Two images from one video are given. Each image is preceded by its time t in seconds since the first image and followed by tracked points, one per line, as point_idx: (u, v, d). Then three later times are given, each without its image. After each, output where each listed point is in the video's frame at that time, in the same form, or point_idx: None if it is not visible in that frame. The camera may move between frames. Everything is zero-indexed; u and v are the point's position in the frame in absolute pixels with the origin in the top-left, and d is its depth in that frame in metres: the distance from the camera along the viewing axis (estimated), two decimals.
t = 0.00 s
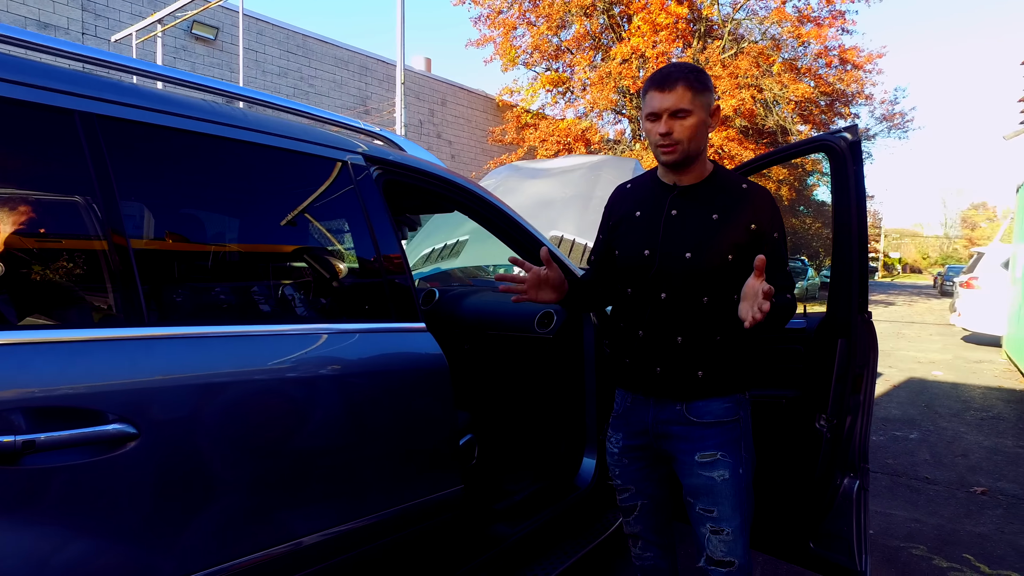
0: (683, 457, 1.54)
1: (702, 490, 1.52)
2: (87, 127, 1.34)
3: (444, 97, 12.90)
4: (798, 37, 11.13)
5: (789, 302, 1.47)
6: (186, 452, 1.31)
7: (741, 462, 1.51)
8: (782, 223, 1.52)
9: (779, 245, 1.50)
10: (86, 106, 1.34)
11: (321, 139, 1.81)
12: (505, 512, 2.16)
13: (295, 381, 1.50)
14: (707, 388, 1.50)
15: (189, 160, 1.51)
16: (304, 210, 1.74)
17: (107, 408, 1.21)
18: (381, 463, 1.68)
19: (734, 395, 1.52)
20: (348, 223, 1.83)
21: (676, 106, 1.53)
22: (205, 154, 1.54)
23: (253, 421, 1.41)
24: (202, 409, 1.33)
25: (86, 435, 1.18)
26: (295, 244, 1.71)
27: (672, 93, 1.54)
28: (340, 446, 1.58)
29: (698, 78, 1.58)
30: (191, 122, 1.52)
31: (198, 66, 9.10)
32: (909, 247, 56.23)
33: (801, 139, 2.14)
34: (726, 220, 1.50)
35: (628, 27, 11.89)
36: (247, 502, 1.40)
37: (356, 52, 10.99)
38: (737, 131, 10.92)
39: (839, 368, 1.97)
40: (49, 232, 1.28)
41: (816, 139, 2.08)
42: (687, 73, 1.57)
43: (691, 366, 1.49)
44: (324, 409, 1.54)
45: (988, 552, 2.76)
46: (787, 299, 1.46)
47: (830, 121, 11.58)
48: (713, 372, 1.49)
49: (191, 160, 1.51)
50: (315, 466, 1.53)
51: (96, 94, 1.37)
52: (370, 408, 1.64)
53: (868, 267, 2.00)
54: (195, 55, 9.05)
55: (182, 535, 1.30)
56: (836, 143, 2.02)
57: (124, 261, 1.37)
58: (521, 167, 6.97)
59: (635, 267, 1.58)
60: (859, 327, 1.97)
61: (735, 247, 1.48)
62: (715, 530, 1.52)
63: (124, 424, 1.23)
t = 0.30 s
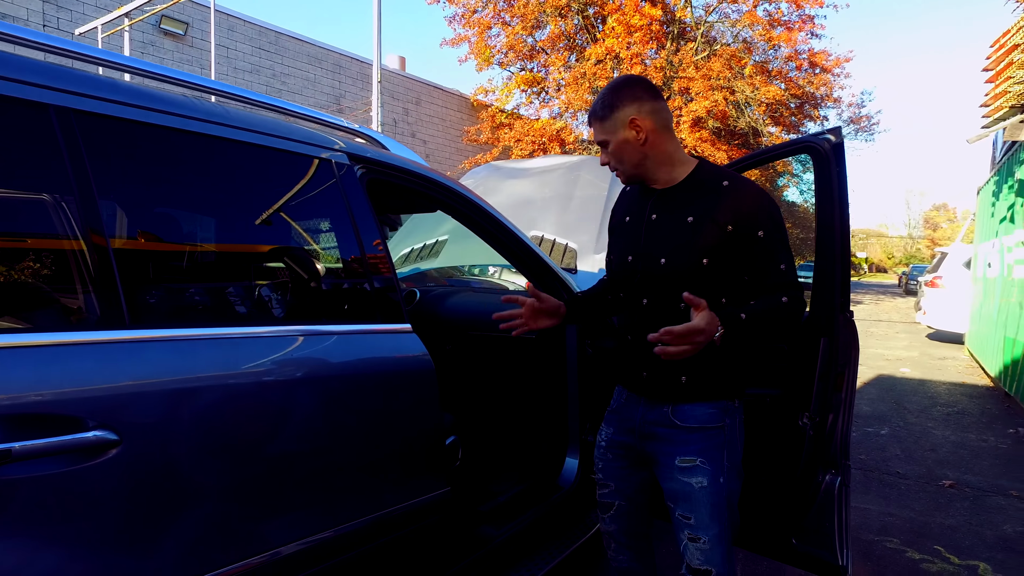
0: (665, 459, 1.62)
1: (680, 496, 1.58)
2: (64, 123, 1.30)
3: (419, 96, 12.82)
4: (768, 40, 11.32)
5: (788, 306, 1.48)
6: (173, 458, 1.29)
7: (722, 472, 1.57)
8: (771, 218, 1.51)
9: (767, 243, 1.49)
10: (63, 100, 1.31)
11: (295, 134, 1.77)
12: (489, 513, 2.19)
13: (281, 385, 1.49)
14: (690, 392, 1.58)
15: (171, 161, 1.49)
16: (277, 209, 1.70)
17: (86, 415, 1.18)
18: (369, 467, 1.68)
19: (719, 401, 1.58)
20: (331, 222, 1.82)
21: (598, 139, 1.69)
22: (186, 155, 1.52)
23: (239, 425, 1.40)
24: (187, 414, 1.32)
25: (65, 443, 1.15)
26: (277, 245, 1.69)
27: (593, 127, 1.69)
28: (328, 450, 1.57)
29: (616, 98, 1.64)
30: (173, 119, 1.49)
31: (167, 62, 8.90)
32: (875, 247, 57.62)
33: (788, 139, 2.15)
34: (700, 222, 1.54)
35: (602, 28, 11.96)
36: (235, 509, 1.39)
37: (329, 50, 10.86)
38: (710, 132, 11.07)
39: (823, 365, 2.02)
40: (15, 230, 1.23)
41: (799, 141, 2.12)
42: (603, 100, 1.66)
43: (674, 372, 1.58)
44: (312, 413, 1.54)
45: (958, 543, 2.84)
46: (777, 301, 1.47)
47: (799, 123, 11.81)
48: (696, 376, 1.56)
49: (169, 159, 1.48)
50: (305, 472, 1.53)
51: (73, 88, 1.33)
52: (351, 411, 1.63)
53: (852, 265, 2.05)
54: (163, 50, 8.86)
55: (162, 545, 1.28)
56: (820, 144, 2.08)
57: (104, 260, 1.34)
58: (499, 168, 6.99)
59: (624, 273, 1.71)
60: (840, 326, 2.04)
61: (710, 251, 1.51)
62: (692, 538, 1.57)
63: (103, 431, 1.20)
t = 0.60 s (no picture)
0: (642, 455, 1.76)
1: (655, 492, 1.72)
2: (34, 114, 1.26)
3: (394, 95, 12.73)
4: (742, 42, 11.48)
5: (711, 301, 1.54)
6: (148, 461, 1.25)
7: (693, 471, 1.69)
8: (696, 209, 1.61)
9: (690, 232, 1.59)
10: (33, 89, 1.27)
11: (272, 128, 1.74)
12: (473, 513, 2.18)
13: (260, 385, 1.46)
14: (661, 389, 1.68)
15: (145, 156, 1.45)
16: (254, 206, 1.66)
17: (59, 418, 1.14)
18: (353, 468, 1.66)
19: (694, 402, 1.69)
20: (311, 219, 1.79)
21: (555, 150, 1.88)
22: (161, 150, 1.48)
23: (217, 428, 1.36)
24: (164, 416, 1.28)
25: (37, 447, 1.11)
26: (256, 243, 1.66)
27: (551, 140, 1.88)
28: (309, 452, 1.55)
29: (562, 112, 1.80)
30: (146, 112, 1.46)
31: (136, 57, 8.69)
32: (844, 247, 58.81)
33: (775, 137, 2.20)
34: (638, 222, 1.70)
35: (578, 29, 12.02)
36: (215, 513, 1.36)
37: (304, 47, 10.72)
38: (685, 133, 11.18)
39: (805, 361, 2.08)
40: None
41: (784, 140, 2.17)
42: (554, 114, 1.83)
43: (647, 370, 1.68)
44: (291, 413, 1.51)
45: (932, 535, 2.90)
46: (700, 297, 1.55)
47: (772, 125, 11.99)
48: (665, 374, 1.66)
49: (144, 155, 1.44)
50: (287, 474, 1.50)
51: (44, 78, 1.29)
52: (332, 411, 1.60)
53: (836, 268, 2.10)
54: (132, 45, 8.64)
55: (138, 552, 1.24)
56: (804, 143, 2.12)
57: (78, 258, 1.30)
58: (478, 166, 6.84)
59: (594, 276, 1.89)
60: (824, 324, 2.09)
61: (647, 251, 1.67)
62: (666, 534, 1.70)
63: (76, 435, 1.16)
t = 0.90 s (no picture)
0: (597, 450, 1.81)
1: (609, 483, 1.77)
2: (4, 104, 1.20)
3: (379, 94, 12.65)
4: (727, 43, 11.56)
5: (635, 297, 1.68)
6: (126, 468, 1.21)
7: (645, 459, 1.76)
8: (618, 209, 1.70)
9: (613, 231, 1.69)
10: (4, 76, 1.21)
11: (258, 121, 1.69)
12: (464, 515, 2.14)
13: (244, 388, 1.41)
14: (607, 382, 1.76)
15: (124, 151, 1.40)
16: (238, 203, 1.61)
17: (30, 426, 1.09)
18: (340, 473, 1.62)
19: (639, 391, 1.78)
20: (296, 217, 1.74)
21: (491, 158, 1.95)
22: (139, 145, 1.42)
23: (198, 432, 1.32)
24: (143, 422, 1.23)
25: (6, 457, 1.06)
26: (240, 242, 1.61)
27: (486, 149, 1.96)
28: (296, 457, 1.50)
29: (499, 122, 1.88)
30: (124, 103, 1.40)
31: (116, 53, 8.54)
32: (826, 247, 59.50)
33: (771, 135, 2.21)
34: (568, 221, 1.76)
35: (564, 29, 12.03)
36: (198, 520, 1.32)
37: (288, 45, 10.61)
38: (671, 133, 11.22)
39: (806, 363, 2.05)
40: None
41: (784, 136, 2.17)
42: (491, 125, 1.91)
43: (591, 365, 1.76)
44: (276, 415, 1.46)
45: (924, 534, 2.92)
46: (625, 296, 1.68)
47: (756, 126, 12.09)
48: (611, 367, 1.74)
49: (121, 151, 1.39)
50: (272, 479, 1.46)
51: (17, 64, 1.24)
52: (317, 414, 1.55)
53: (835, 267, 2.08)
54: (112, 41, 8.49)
55: (113, 564, 1.19)
56: (805, 139, 2.13)
57: (53, 256, 1.25)
58: (466, 165, 6.83)
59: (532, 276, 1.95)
60: (822, 321, 2.07)
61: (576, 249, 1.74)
62: (629, 525, 1.73)
63: (48, 444, 1.11)
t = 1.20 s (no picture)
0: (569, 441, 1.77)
1: (583, 475, 1.74)
2: None
3: (368, 92, 12.55)
4: (717, 43, 11.59)
5: (585, 282, 1.69)
6: (109, 474, 1.16)
7: (616, 447, 1.74)
8: (561, 196, 1.69)
9: (560, 219, 1.68)
10: None
11: (246, 111, 1.63)
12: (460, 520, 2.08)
13: (231, 390, 1.35)
14: (571, 372, 1.73)
15: (106, 144, 1.34)
16: (226, 198, 1.56)
17: (4, 432, 1.04)
18: (331, 477, 1.56)
19: (608, 377, 1.75)
20: (285, 214, 1.69)
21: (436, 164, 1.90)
22: (123, 138, 1.37)
23: (183, 436, 1.27)
24: (122, 426, 1.18)
25: None
26: (227, 238, 1.56)
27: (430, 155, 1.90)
28: (284, 462, 1.45)
29: (441, 130, 1.84)
30: (106, 90, 1.34)
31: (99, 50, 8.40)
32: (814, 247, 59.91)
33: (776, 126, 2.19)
34: (513, 214, 1.72)
35: (555, 28, 12.00)
36: (181, 529, 1.26)
37: (275, 43, 10.51)
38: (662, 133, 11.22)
39: (811, 361, 2.05)
40: None
41: (791, 127, 2.13)
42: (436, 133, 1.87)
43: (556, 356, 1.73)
44: (265, 417, 1.41)
45: (923, 535, 2.90)
46: (575, 282, 1.68)
47: (746, 125, 12.13)
48: (576, 356, 1.72)
49: (99, 143, 1.33)
50: (260, 483, 1.40)
51: None
52: (306, 417, 1.50)
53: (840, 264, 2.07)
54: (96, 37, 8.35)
55: None
56: (812, 131, 2.12)
57: (22, 253, 1.18)
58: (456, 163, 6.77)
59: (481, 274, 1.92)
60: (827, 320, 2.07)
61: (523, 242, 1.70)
62: (605, 514, 1.71)
63: (18, 452, 1.05)
